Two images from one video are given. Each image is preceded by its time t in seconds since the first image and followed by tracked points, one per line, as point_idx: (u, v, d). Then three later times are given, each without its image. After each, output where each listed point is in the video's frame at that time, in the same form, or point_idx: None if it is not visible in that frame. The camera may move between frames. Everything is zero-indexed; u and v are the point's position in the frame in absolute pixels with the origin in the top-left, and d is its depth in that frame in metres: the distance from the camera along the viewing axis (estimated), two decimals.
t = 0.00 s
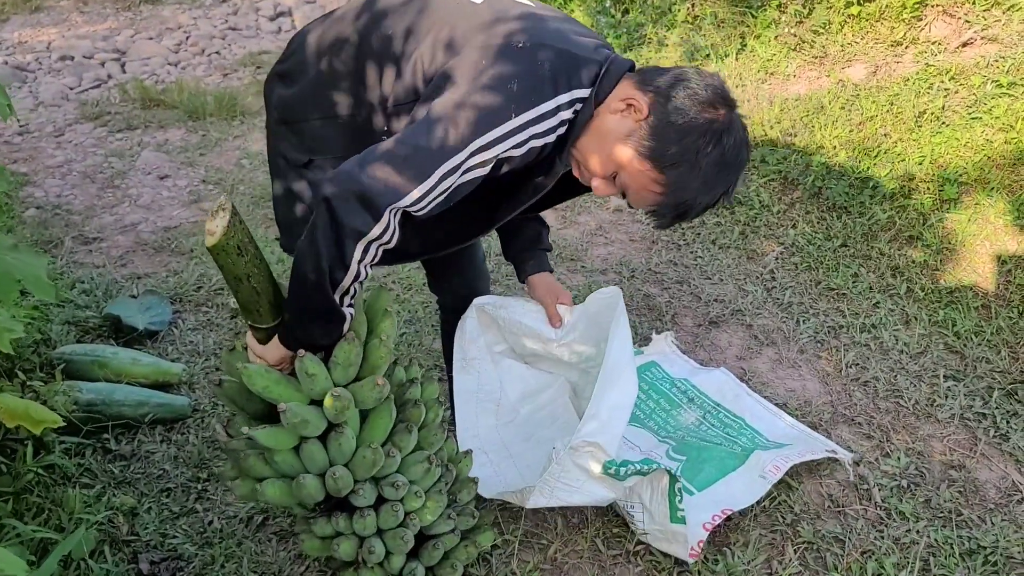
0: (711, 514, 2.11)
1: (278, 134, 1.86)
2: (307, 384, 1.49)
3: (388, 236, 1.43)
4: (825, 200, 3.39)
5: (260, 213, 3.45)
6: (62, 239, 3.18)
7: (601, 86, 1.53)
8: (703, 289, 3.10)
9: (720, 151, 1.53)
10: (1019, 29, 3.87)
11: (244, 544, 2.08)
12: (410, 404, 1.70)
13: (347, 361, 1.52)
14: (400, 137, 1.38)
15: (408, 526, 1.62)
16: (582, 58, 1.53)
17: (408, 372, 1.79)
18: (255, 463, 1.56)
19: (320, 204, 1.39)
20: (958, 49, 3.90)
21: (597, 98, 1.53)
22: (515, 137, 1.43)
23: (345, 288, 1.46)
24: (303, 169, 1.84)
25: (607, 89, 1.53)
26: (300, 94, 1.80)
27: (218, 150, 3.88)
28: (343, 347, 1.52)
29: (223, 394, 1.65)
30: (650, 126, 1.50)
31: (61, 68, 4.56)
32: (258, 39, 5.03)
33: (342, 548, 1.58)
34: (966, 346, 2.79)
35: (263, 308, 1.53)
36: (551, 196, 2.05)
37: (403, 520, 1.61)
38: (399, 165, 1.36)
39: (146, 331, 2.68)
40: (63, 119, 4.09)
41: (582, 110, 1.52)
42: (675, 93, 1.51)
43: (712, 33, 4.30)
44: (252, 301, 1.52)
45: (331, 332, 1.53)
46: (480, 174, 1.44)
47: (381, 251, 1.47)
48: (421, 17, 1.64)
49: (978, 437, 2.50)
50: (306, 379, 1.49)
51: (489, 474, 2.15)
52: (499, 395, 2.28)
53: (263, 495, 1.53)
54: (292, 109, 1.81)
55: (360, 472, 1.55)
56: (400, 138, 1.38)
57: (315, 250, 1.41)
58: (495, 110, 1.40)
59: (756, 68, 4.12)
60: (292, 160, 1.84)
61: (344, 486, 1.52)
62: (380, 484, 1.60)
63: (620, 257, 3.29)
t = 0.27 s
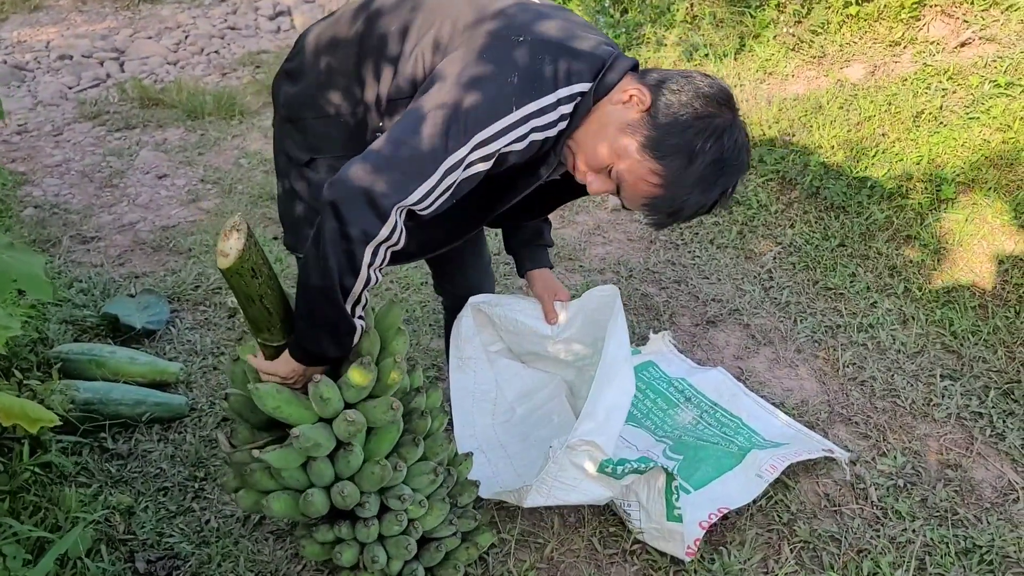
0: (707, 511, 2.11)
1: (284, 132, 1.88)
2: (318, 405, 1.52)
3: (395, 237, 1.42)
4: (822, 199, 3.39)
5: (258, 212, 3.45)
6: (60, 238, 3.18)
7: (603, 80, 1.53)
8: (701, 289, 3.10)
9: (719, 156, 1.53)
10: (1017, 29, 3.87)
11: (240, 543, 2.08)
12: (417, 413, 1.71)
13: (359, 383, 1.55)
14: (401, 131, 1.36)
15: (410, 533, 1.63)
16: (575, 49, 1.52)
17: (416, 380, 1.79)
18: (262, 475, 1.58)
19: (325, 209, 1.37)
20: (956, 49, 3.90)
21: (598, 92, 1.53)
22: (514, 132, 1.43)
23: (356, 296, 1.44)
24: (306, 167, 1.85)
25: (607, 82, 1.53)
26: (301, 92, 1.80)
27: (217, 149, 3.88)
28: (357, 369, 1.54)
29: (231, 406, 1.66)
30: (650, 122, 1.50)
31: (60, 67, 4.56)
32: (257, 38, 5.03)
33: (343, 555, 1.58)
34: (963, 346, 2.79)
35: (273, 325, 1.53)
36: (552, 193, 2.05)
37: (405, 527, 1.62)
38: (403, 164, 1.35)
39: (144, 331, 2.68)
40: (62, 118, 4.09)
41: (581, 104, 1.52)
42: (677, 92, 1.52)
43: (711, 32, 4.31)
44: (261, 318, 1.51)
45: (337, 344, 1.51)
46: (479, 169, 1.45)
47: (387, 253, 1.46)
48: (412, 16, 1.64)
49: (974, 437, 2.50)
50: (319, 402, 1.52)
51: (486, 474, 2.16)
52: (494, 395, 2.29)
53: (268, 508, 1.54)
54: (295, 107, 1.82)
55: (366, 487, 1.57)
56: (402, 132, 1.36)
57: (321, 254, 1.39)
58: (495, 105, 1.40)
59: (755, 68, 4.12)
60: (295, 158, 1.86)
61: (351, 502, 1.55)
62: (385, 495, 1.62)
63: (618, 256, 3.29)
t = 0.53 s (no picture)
0: (705, 511, 2.12)
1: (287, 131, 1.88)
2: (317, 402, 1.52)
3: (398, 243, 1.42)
4: (821, 200, 3.40)
5: (258, 212, 3.45)
6: (59, 238, 3.18)
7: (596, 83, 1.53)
8: (700, 289, 3.11)
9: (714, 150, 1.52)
10: (1016, 29, 3.87)
11: (239, 542, 2.08)
12: (415, 410, 1.72)
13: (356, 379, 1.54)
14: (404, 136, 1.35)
15: (408, 530, 1.63)
16: (570, 48, 1.52)
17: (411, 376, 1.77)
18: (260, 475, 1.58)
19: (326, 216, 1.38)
20: (955, 49, 3.91)
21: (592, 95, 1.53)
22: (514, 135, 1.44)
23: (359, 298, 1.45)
24: (309, 164, 1.85)
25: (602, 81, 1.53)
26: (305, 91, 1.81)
27: (217, 149, 3.88)
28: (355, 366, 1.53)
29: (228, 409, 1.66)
30: (645, 124, 1.49)
31: (59, 66, 4.56)
32: (257, 38, 5.03)
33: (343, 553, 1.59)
34: (961, 346, 2.79)
35: (270, 326, 1.54)
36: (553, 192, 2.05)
37: (403, 525, 1.63)
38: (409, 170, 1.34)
39: (143, 330, 2.68)
40: (61, 118, 4.09)
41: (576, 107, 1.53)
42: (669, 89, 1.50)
43: (710, 33, 4.32)
44: (258, 319, 1.52)
45: (336, 346, 1.52)
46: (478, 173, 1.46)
47: (389, 259, 1.46)
48: (407, 17, 1.64)
49: (972, 437, 2.51)
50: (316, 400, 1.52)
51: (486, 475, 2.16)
52: (493, 396, 2.28)
53: (267, 507, 1.54)
54: (299, 106, 1.83)
55: (363, 483, 1.58)
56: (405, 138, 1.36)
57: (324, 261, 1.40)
58: (497, 107, 1.41)
59: (754, 68, 4.13)
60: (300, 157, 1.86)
61: (349, 497, 1.55)
62: (382, 493, 1.62)
63: (617, 256, 3.29)
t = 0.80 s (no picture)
0: (705, 511, 2.12)
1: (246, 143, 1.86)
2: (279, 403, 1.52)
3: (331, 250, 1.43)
4: (820, 200, 3.40)
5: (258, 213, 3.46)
6: (60, 239, 3.19)
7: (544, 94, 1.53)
8: (699, 289, 3.11)
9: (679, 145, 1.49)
10: (1015, 29, 3.88)
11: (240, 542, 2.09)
12: (383, 406, 1.72)
13: (316, 377, 1.56)
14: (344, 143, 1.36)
15: (402, 526, 1.64)
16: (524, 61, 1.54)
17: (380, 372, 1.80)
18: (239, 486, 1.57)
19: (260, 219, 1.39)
20: (954, 49, 3.91)
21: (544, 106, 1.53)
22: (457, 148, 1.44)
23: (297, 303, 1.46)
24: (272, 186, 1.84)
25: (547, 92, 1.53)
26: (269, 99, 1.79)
27: (217, 150, 3.89)
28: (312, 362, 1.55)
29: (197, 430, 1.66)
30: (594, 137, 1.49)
31: (59, 68, 4.56)
32: (256, 39, 5.03)
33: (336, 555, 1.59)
34: (960, 346, 2.80)
35: (221, 333, 1.54)
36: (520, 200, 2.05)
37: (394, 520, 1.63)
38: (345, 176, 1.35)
39: (144, 331, 2.69)
40: (61, 119, 4.10)
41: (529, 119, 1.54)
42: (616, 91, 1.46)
43: (709, 33, 4.33)
44: (208, 326, 1.52)
45: (290, 347, 1.53)
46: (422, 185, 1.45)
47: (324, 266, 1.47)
48: (384, 14, 1.65)
49: (971, 436, 2.51)
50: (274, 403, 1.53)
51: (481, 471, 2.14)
52: (491, 393, 2.29)
53: (251, 518, 1.54)
54: (260, 131, 1.82)
55: (345, 481, 1.58)
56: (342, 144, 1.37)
57: (261, 261, 1.41)
58: (439, 119, 1.41)
59: (753, 68, 4.14)
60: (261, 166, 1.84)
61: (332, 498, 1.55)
62: (368, 489, 1.62)
63: (616, 256, 3.30)
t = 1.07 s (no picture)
0: (705, 510, 2.13)
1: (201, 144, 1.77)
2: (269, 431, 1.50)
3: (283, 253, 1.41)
4: (820, 198, 3.40)
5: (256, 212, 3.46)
6: (59, 238, 3.18)
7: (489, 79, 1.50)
8: (698, 288, 3.11)
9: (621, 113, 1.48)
10: (1014, 28, 3.88)
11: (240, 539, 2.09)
12: (379, 416, 1.71)
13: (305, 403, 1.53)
14: (285, 136, 1.35)
15: (402, 530, 1.65)
16: (469, 44, 1.52)
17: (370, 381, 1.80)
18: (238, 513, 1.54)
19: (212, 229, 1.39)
20: (953, 48, 3.92)
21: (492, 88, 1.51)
22: (400, 135, 1.40)
23: (262, 309, 1.44)
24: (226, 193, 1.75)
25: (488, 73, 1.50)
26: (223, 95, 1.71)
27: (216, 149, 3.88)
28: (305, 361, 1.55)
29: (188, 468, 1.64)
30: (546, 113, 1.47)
31: (59, 67, 4.56)
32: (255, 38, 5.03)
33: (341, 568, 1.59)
34: (960, 344, 2.80)
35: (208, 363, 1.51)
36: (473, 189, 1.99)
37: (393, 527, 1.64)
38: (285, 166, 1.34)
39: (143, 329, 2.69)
40: (60, 118, 4.09)
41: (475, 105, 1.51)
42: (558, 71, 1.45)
43: (709, 32, 4.33)
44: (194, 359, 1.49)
45: (269, 352, 1.52)
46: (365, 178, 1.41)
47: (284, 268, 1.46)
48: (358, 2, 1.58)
49: (971, 433, 2.51)
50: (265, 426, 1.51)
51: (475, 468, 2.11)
52: (489, 388, 2.29)
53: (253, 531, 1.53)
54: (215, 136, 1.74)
55: (341, 499, 1.57)
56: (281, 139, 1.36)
57: (222, 274, 1.40)
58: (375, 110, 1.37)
59: (752, 67, 4.14)
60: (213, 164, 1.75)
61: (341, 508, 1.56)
62: (365, 502, 1.62)
63: (615, 255, 3.30)
